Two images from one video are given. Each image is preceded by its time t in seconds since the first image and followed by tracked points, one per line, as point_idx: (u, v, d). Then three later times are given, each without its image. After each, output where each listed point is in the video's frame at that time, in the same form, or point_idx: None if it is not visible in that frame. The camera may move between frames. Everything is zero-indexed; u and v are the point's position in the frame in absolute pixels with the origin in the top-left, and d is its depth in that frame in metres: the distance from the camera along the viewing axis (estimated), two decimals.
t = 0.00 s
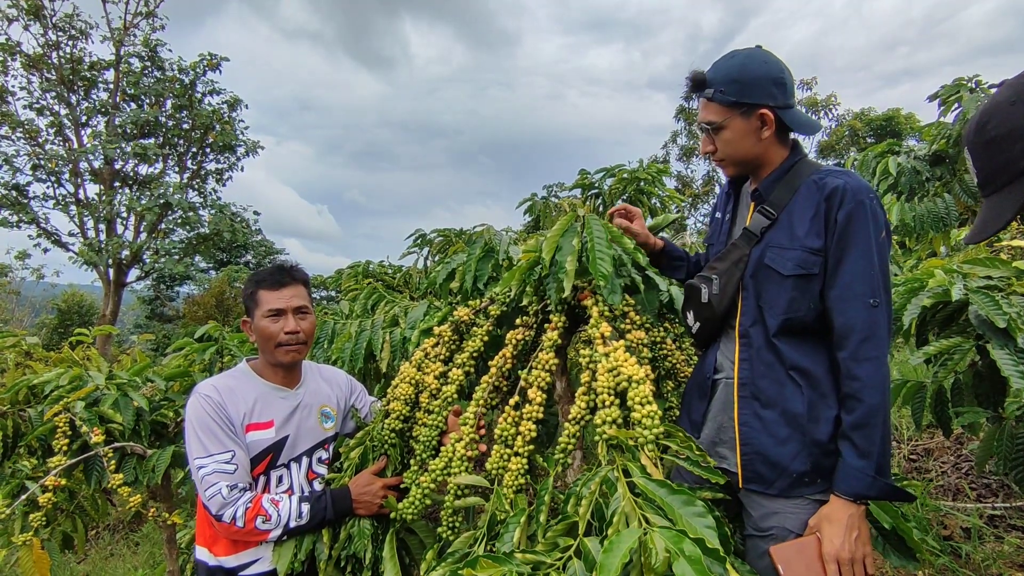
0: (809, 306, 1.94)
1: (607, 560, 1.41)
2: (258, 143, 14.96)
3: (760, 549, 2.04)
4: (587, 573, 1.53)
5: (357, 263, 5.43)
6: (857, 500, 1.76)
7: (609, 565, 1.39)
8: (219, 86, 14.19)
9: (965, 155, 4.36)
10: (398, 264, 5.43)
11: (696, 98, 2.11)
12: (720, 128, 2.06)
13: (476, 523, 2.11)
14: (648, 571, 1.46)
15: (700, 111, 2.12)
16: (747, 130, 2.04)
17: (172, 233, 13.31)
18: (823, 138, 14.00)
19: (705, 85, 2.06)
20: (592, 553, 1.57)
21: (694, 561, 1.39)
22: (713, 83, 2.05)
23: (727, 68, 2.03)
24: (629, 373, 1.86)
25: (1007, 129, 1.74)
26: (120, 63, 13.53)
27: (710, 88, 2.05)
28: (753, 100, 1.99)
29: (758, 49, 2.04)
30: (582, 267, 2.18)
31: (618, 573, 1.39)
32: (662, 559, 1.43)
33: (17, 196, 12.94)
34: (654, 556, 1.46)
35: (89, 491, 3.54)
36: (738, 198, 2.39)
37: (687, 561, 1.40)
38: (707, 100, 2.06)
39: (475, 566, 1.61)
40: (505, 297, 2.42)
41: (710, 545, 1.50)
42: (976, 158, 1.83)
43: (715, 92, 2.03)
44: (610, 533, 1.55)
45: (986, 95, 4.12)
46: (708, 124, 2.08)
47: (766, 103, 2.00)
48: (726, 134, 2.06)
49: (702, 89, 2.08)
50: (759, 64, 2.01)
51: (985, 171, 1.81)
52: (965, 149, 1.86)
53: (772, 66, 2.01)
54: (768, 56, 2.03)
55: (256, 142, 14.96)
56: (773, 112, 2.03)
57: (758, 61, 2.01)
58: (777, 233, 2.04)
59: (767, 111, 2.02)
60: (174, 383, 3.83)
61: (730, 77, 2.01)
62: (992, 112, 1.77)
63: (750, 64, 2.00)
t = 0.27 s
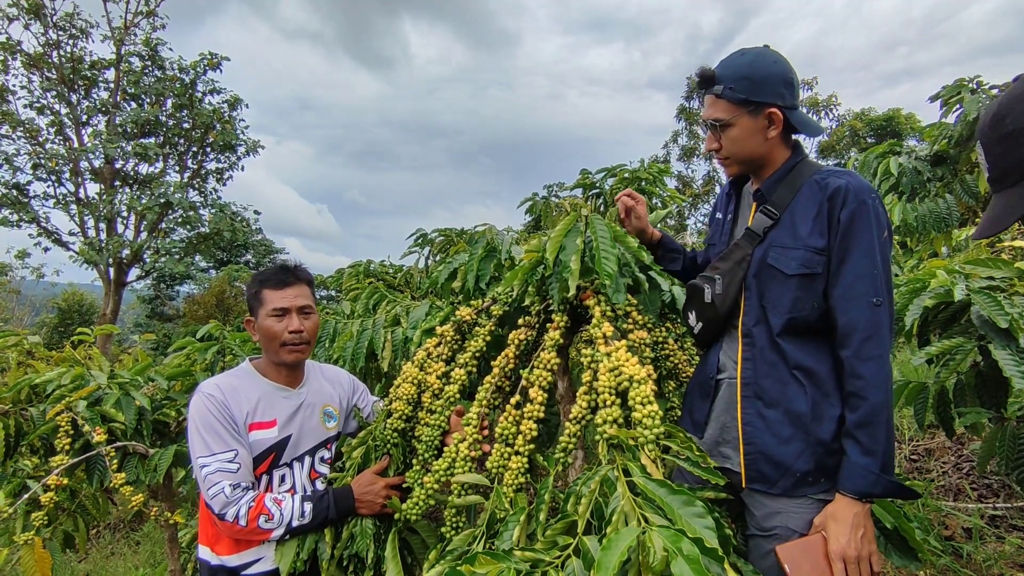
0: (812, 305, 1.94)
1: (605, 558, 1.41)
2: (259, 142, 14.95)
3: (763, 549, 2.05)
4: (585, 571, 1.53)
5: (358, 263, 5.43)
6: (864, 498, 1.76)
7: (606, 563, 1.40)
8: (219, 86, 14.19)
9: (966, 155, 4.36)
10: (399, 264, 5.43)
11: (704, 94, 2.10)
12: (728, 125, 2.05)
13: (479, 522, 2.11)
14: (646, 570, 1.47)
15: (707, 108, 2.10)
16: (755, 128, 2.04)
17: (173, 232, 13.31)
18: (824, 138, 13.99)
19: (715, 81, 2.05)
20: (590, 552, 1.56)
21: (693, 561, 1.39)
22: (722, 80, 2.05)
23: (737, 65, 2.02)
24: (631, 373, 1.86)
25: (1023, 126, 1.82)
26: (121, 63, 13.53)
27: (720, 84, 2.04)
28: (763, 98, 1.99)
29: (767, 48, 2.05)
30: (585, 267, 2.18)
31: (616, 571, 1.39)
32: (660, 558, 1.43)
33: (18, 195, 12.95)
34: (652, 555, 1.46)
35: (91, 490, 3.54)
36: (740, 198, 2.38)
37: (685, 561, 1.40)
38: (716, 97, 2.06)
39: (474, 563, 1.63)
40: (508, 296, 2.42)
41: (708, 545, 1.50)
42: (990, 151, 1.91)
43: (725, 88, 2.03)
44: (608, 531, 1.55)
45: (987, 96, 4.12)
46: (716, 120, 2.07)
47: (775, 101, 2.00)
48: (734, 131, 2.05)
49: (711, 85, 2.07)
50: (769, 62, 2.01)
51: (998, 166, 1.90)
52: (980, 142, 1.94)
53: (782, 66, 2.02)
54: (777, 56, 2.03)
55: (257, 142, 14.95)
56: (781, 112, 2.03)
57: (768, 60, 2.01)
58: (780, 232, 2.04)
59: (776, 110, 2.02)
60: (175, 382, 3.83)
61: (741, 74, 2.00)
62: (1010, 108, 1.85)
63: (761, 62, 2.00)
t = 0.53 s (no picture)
0: (812, 304, 1.94)
1: (608, 556, 1.42)
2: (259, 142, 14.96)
3: (764, 547, 2.05)
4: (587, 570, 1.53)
5: (359, 262, 5.43)
6: (863, 497, 1.76)
7: (608, 563, 1.40)
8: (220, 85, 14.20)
9: (968, 155, 4.36)
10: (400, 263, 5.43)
11: (710, 92, 2.10)
12: (733, 123, 2.04)
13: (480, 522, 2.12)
14: (648, 569, 1.47)
15: (712, 106, 2.10)
16: (760, 127, 2.04)
17: (173, 231, 13.32)
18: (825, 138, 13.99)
19: (721, 79, 2.05)
20: (592, 551, 1.56)
21: (696, 560, 1.39)
22: (728, 78, 2.04)
23: (743, 64, 2.02)
24: (633, 373, 1.86)
25: None
26: (121, 62, 13.53)
27: (726, 82, 2.03)
28: (769, 97, 2.00)
29: (774, 48, 2.05)
30: (585, 267, 2.18)
31: (619, 570, 1.39)
32: (662, 557, 1.43)
33: (18, 195, 12.95)
34: (655, 554, 1.45)
35: (93, 489, 3.54)
36: (743, 197, 2.38)
37: (688, 560, 1.40)
38: (722, 95, 2.05)
39: (476, 561, 1.63)
40: (509, 296, 2.41)
41: (711, 544, 1.50)
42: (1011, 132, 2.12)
43: (731, 86, 2.02)
44: (610, 531, 1.55)
45: (988, 96, 4.13)
46: (721, 118, 2.06)
47: (782, 101, 2.01)
48: (740, 129, 2.05)
49: (717, 83, 2.06)
50: (775, 61, 2.01)
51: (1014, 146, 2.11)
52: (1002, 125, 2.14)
53: (788, 65, 2.03)
54: (784, 55, 2.04)
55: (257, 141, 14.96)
56: (787, 111, 2.04)
57: (774, 59, 2.02)
58: (780, 232, 2.04)
59: (782, 109, 2.02)
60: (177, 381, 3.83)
61: (748, 72, 2.00)
62: None
63: (768, 61, 2.00)
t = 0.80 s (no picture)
0: (812, 305, 1.95)
1: (615, 559, 1.42)
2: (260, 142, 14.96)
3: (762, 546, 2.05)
4: (594, 572, 1.53)
5: (359, 262, 5.43)
6: (860, 499, 1.77)
7: (617, 565, 1.40)
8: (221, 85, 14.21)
9: (969, 155, 4.36)
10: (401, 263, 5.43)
11: (718, 89, 2.09)
12: (741, 121, 2.05)
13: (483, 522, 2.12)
14: (656, 570, 1.47)
15: (720, 103, 2.09)
16: (767, 126, 2.04)
17: (174, 231, 13.32)
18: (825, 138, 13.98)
19: (731, 76, 2.05)
20: (598, 552, 1.56)
21: (703, 561, 1.40)
22: (738, 75, 2.04)
23: (754, 62, 2.03)
24: (636, 373, 1.86)
25: None
26: (122, 62, 13.54)
27: (736, 79, 2.04)
28: (778, 96, 2.00)
29: (784, 48, 2.05)
30: (587, 267, 2.18)
31: (627, 572, 1.40)
32: (670, 559, 1.43)
33: (19, 194, 12.96)
34: (662, 555, 1.46)
35: (94, 489, 3.55)
36: (747, 197, 2.38)
37: (695, 561, 1.40)
38: (730, 92, 2.05)
39: (483, 564, 1.63)
40: (511, 296, 2.41)
41: (719, 545, 1.50)
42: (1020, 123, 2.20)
43: (741, 84, 2.02)
44: (617, 533, 1.55)
45: (989, 96, 4.13)
46: (729, 116, 2.06)
47: (790, 100, 2.01)
48: (747, 127, 2.05)
49: (726, 80, 2.06)
50: (786, 61, 2.02)
51: None
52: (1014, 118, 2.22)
53: (798, 66, 2.03)
54: (794, 56, 2.04)
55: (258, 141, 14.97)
56: (795, 112, 2.04)
57: (785, 59, 2.02)
58: (781, 232, 2.05)
59: (790, 109, 2.02)
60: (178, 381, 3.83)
61: (758, 70, 2.01)
62: None
63: (778, 60, 2.01)
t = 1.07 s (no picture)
0: (814, 306, 1.95)
1: (619, 558, 1.42)
2: (261, 142, 14.98)
3: (760, 546, 2.02)
4: (597, 571, 1.53)
5: (360, 262, 5.44)
6: (856, 473, 1.77)
7: (621, 564, 1.40)
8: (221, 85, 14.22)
9: (969, 156, 4.36)
10: (402, 263, 5.44)
11: (724, 89, 2.09)
12: (746, 121, 2.04)
13: (485, 522, 2.12)
14: (659, 570, 1.47)
15: (725, 103, 2.09)
16: (772, 126, 2.04)
17: (175, 231, 13.34)
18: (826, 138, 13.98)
19: (737, 76, 2.05)
20: (601, 552, 1.56)
21: (707, 560, 1.40)
22: (744, 75, 2.04)
23: (761, 62, 2.03)
24: (639, 373, 1.86)
25: None
26: (123, 62, 13.55)
27: (742, 79, 2.04)
28: (784, 97, 2.00)
29: (790, 48, 2.06)
30: (588, 267, 2.18)
31: (630, 571, 1.40)
32: (674, 558, 1.44)
33: (20, 194, 12.97)
34: (666, 554, 1.46)
35: (95, 488, 3.55)
36: (749, 198, 2.38)
37: (699, 560, 1.40)
38: (736, 92, 2.05)
39: (486, 564, 1.63)
40: (512, 296, 2.42)
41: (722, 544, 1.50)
42: None
43: (747, 83, 2.02)
44: (621, 532, 1.55)
45: (990, 96, 4.13)
46: (735, 116, 2.06)
47: (796, 101, 2.01)
48: (752, 127, 2.05)
49: (732, 80, 2.06)
50: (792, 62, 2.02)
51: None
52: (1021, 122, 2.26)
53: (804, 67, 2.03)
54: (800, 57, 2.05)
55: (259, 141, 14.98)
56: (800, 113, 2.04)
57: (791, 59, 2.02)
58: (784, 233, 2.04)
59: (795, 110, 2.02)
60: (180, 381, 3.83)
61: (765, 71, 2.01)
62: None
63: (784, 61, 2.01)
